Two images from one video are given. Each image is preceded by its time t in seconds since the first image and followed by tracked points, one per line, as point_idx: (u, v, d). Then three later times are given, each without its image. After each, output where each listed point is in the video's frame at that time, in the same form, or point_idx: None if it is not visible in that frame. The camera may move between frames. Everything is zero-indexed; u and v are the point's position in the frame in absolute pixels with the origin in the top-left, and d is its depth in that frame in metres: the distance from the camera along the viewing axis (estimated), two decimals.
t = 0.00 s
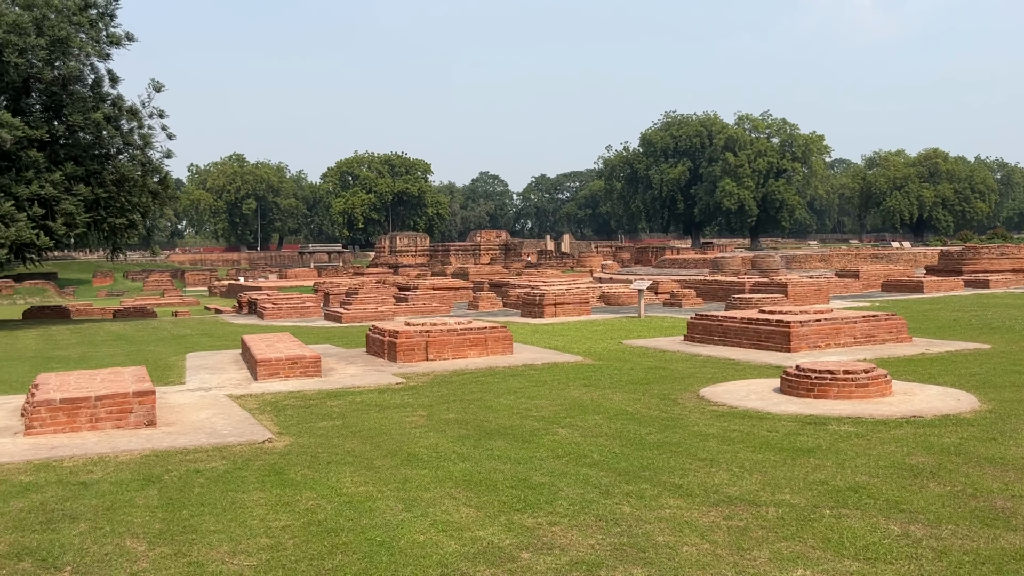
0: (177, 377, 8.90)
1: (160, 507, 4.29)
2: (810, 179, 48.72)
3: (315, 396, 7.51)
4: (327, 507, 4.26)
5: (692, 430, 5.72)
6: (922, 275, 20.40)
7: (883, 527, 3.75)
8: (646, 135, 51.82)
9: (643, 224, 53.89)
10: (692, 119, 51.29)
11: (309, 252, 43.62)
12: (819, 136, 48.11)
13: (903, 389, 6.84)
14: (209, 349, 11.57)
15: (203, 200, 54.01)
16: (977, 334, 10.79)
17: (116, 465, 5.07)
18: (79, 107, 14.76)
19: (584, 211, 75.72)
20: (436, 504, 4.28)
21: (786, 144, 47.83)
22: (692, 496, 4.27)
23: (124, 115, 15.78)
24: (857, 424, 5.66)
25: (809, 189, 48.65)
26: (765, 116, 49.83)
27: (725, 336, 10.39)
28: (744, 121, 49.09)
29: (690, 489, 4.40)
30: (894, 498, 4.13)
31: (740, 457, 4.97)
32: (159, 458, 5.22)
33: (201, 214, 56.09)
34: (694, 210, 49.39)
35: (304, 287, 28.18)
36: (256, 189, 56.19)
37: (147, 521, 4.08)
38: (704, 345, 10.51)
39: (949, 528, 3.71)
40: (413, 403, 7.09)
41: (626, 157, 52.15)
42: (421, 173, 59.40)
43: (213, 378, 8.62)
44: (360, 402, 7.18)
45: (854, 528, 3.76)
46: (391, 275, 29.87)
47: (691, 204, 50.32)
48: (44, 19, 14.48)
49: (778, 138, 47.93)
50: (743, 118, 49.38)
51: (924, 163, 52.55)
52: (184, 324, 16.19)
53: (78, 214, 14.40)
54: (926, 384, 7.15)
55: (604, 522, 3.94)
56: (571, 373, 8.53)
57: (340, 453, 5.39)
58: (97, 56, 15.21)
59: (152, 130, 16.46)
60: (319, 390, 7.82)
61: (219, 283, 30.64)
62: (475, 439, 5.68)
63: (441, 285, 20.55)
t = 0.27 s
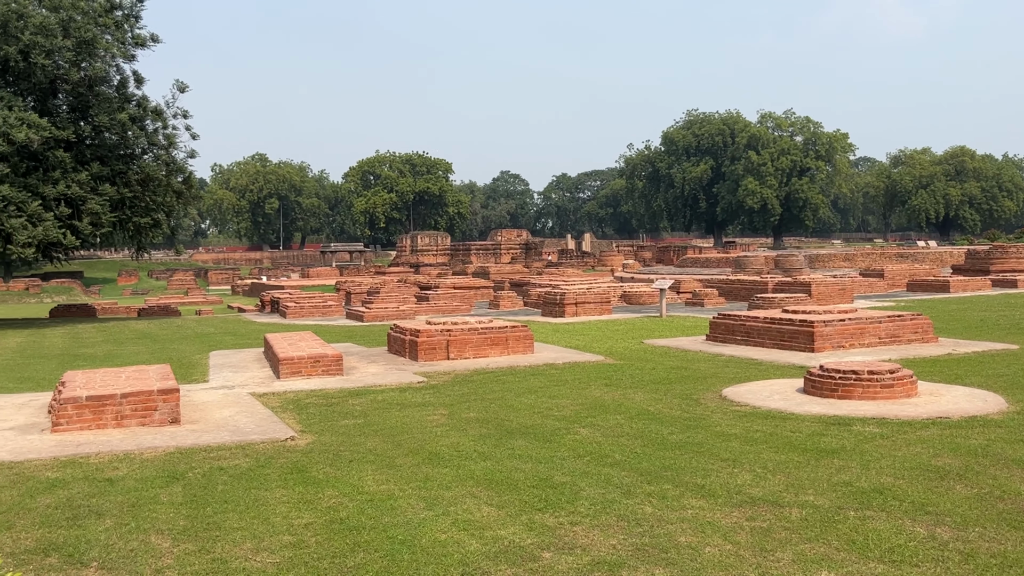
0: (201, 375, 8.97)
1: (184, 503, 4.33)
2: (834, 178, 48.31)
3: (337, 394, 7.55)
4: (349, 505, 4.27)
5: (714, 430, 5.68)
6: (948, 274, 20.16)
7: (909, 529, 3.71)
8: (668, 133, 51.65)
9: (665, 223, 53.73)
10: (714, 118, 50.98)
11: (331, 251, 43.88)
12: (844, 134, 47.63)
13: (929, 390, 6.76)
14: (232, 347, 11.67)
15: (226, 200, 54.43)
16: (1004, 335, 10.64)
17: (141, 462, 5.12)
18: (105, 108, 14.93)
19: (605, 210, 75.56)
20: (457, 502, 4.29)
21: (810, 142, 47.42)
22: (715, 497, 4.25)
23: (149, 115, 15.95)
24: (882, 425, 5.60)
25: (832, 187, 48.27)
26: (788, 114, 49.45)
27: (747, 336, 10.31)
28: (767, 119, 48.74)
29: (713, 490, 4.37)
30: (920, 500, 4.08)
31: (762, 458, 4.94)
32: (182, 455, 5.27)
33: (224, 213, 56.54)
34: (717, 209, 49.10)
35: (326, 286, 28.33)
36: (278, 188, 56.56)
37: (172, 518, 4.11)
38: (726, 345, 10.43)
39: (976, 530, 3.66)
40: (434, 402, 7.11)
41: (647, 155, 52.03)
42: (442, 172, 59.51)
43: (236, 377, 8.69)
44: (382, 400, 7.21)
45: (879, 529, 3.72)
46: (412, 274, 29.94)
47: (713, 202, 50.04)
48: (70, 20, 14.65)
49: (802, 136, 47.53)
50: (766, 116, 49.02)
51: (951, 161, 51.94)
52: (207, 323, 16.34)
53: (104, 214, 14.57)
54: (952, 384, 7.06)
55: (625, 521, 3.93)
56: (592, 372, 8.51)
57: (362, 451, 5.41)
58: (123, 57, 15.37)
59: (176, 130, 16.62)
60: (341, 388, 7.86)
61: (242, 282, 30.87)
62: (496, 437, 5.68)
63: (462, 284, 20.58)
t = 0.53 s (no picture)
0: (219, 374, 9.04)
1: (202, 502, 4.36)
2: (853, 177, 47.97)
3: (354, 393, 7.57)
4: (366, 504, 4.29)
5: (731, 431, 5.65)
6: (969, 274, 19.96)
7: (929, 531, 3.67)
8: (685, 133, 51.46)
9: (682, 222, 53.53)
10: (732, 117, 50.74)
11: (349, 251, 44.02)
12: (863, 133, 47.25)
13: (949, 391, 6.70)
14: (250, 346, 11.73)
15: (244, 200, 54.76)
16: None
17: (160, 460, 5.16)
18: (125, 109, 15.06)
19: (621, 210, 75.38)
20: (473, 502, 4.29)
21: (828, 141, 47.05)
22: (733, 498, 4.22)
23: (168, 116, 16.08)
24: (902, 426, 5.56)
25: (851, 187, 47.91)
26: (807, 113, 49.12)
27: (765, 336, 10.25)
28: (785, 118, 48.43)
29: (730, 491, 4.35)
30: (941, 502, 4.04)
31: (781, 458, 4.91)
32: (201, 454, 5.30)
33: (243, 213, 56.88)
34: (734, 208, 48.85)
35: (343, 286, 28.41)
36: (296, 189, 56.85)
37: (190, 516, 4.14)
38: (744, 345, 10.38)
39: (998, 533, 3.62)
40: (451, 401, 7.12)
41: (664, 154, 51.86)
42: (459, 172, 59.56)
43: (254, 376, 8.73)
44: (399, 400, 7.23)
45: (899, 531, 3.69)
46: (429, 274, 29.99)
47: (731, 202, 49.79)
48: (91, 23, 14.81)
49: (820, 135, 47.19)
50: (784, 115, 48.73)
51: (972, 159, 51.42)
52: (225, 322, 16.45)
53: (124, 214, 14.69)
54: (973, 385, 6.99)
55: (642, 522, 3.92)
56: (608, 372, 8.49)
57: (379, 450, 5.42)
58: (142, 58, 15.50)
59: (195, 130, 16.75)
60: (358, 387, 7.88)
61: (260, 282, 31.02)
62: (512, 437, 5.67)
63: (478, 284, 20.59)
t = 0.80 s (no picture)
0: (233, 374, 9.07)
1: (216, 501, 4.38)
2: (867, 176, 47.70)
3: (367, 393, 7.59)
4: (379, 504, 4.29)
5: (745, 432, 5.63)
6: (984, 274, 19.81)
7: (943, 533, 3.64)
8: (697, 132, 51.32)
9: (694, 222, 53.38)
10: (745, 117, 50.55)
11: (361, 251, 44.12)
12: (877, 133, 46.96)
13: (965, 392, 6.65)
14: (263, 346, 11.77)
15: (257, 201, 54.98)
16: None
17: (174, 459, 5.18)
18: (139, 110, 15.16)
19: (634, 210, 75.24)
20: (485, 502, 4.29)
21: (842, 140, 46.79)
22: (746, 499, 4.21)
23: (182, 117, 16.17)
24: (917, 427, 5.52)
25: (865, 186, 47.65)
26: (821, 112, 48.88)
27: (779, 336, 10.20)
28: (798, 117, 48.22)
29: (743, 492, 4.33)
30: (956, 504, 4.01)
31: (794, 459, 4.88)
32: (215, 454, 5.32)
33: (256, 213, 57.13)
34: (747, 208, 48.65)
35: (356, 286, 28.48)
36: (309, 189, 57.05)
37: (203, 515, 4.16)
38: (757, 345, 10.34)
39: (1015, 535, 3.59)
40: (463, 401, 7.13)
41: (677, 154, 51.74)
42: (471, 172, 59.58)
43: (267, 376, 8.77)
44: (411, 400, 7.24)
45: (914, 533, 3.66)
46: (441, 274, 30.00)
47: (744, 202, 49.59)
48: (106, 25, 14.89)
49: (834, 134, 46.93)
50: (798, 114, 48.52)
51: (987, 158, 51.02)
52: (239, 322, 16.52)
53: (138, 214, 14.78)
54: (988, 386, 6.94)
55: (654, 523, 3.91)
56: (621, 372, 8.48)
57: (391, 450, 5.43)
58: (156, 59, 15.58)
59: (209, 131, 16.83)
60: (370, 387, 7.90)
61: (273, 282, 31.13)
62: (524, 438, 5.67)
63: (490, 284, 20.60)
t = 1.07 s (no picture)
0: (242, 374, 9.10)
1: (225, 501, 4.39)
2: (877, 176, 47.52)
3: (376, 394, 7.60)
4: (387, 504, 4.30)
5: (754, 433, 5.61)
6: (996, 275, 19.70)
7: (955, 535, 3.62)
8: (706, 133, 51.23)
9: (704, 223, 53.28)
10: (754, 117, 50.42)
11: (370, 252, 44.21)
12: (887, 132, 46.74)
13: (976, 393, 6.61)
14: (273, 347, 11.81)
15: (266, 202, 55.15)
16: None
17: (184, 460, 5.20)
18: (150, 111, 15.24)
19: (642, 210, 75.13)
20: (494, 503, 4.29)
21: (852, 140, 46.60)
22: (755, 500, 4.19)
23: (192, 119, 16.25)
24: (927, 428, 5.49)
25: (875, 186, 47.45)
26: (830, 112, 48.71)
27: (788, 337, 10.16)
28: (808, 117, 48.06)
29: (753, 493, 4.32)
30: (967, 505, 3.99)
31: (804, 461, 4.86)
32: (224, 454, 5.34)
33: (265, 214, 57.32)
34: (756, 208, 48.53)
35: (365, 287, 28.54)
36: (318, 190, 57.20)
37: (212, 515, 4.18)
38: (766, 346, 10.30)
39: None
40: (472, 402, 7.13)
41: (686, 155, 51.66)
42: (479, 173, 59.60)
43: (276, 376, 8.79)
44: (420, 400, 7.25)
45: (925, 535, 3.64)
46: (450, 274, 30.01)
47: (754, 202, 49.46)
48: (117, 27, 14.97)
49: (843, 134, 46.75)
50: (807, 114, 48.38)
51: (998, 158, 50.74)
52: (248, 322, 16.57)
53: (149, 215, 14.85)
54: (999, 388, 6.90)
55: (663, 524, 3.90)
56: (630, 373, 8.46)
57: (400, 451, 5.44)
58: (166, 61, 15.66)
59: (219, 132, 16.90)
60: (379, 388, 7.91)
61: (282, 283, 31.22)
62: (533, 439, 5.66)
63: (499, 285, 20.60)
